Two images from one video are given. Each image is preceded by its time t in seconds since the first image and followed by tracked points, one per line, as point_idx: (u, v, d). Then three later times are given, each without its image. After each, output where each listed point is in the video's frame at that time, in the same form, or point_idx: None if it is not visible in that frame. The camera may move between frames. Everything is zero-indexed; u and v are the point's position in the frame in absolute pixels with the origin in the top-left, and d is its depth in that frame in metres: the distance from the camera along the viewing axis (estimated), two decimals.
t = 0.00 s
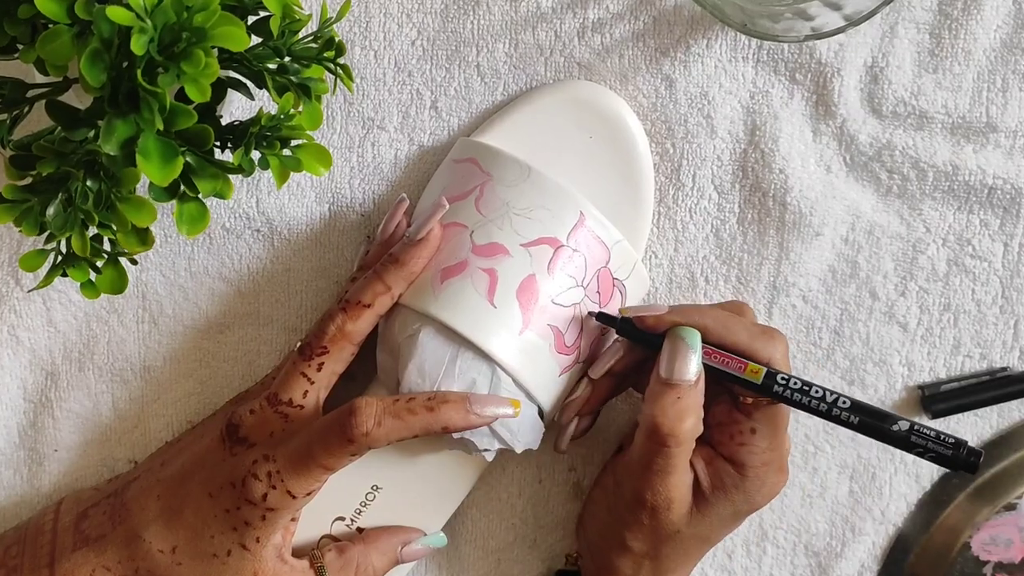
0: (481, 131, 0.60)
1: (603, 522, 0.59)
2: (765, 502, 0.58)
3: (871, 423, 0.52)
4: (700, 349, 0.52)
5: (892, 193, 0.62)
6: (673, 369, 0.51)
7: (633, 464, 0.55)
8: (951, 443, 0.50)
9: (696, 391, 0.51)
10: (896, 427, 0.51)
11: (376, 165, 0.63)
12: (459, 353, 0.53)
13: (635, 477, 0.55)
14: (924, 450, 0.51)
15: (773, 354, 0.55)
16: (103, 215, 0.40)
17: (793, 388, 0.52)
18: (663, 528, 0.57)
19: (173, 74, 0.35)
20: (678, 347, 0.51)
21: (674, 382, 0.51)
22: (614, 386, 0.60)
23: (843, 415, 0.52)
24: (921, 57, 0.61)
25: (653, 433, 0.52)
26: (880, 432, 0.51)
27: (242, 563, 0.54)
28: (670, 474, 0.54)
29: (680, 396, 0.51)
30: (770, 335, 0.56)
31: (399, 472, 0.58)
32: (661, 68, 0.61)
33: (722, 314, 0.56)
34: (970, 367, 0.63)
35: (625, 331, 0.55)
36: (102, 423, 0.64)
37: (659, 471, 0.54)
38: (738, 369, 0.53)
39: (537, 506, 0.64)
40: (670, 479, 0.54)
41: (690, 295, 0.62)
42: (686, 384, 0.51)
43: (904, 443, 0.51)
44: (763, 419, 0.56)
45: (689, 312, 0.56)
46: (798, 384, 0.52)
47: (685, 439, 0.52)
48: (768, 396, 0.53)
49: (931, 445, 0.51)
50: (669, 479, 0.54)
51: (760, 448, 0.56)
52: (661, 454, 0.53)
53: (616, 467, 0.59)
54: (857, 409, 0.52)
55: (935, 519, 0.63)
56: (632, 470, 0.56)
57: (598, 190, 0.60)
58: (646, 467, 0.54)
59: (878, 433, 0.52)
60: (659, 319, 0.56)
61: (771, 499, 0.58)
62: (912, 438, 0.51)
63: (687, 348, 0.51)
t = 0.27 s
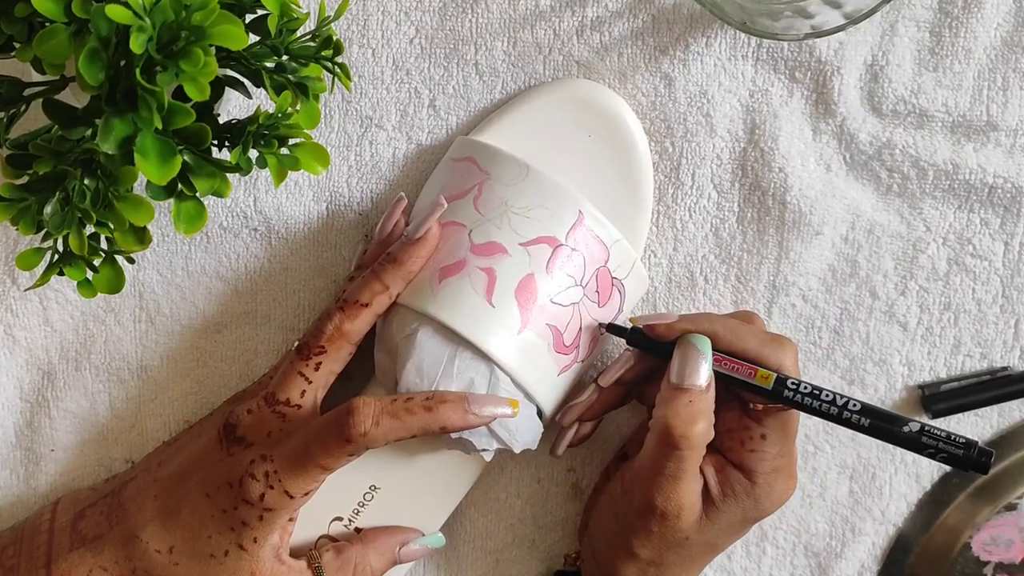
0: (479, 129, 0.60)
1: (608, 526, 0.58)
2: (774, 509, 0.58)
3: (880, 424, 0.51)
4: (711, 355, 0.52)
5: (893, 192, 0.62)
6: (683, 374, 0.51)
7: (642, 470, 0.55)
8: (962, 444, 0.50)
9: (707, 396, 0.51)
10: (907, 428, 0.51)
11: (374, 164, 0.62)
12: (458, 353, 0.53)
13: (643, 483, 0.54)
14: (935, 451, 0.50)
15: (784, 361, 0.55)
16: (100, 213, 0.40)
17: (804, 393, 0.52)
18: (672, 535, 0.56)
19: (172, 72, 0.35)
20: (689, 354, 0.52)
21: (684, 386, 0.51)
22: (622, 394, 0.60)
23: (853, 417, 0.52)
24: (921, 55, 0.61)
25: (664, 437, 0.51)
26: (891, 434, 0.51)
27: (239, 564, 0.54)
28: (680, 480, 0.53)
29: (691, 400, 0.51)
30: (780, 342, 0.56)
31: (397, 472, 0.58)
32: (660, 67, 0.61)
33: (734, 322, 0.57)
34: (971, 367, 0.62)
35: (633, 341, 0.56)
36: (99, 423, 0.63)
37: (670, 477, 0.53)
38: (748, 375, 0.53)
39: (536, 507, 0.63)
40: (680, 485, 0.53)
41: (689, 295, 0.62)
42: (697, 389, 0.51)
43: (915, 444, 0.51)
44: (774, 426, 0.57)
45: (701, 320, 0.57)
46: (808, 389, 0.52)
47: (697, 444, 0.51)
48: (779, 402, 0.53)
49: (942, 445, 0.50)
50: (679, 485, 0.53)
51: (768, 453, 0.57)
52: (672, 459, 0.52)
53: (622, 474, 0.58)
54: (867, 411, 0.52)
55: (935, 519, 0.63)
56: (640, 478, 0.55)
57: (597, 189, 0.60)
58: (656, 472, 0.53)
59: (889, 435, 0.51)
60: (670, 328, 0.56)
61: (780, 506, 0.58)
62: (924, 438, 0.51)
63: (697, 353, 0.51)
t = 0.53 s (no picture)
0: (478, 127, 0.60)
1: (606, 525, 0.58)
2: (774, 507, 0.58)
3: (878, 422, 0.51)
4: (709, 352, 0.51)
5: (893, 191, 0.62)
6: (679, 371, 0.50)
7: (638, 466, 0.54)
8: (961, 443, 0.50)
9: (705, 393, 0.51)
10: (906, 426, 0.51)
11: (372, 163, 0.62)
12: (456, 353, 0.53)
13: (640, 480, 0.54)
14: (934, 448, 0.50)
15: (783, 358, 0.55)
16: (97, 213, 0.39)
17: (802, 390, 0.52)
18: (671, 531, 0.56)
19: (168, 71, 0.35)
20: (685, 349, 0.51)
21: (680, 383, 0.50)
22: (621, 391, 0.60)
23: (852, 414, 0.52)
24: (921, 53, 0.61)
25: (661, 434, 0.51)
26: (890, 432, 0.51)
27: (236, 564, 0.54)
28: (678, 477, 0.53)
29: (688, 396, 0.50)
30: (778, 339, 0.56)
31: (394, 472, 0.57)
32: (659, 65, 0.61)
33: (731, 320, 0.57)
34: (971, 366, 0.62)
35: (631, 338, 0.56)
36: (95, 423, 0.63)
37: (667, 474, 0.53)
38: (747, 371, 0.53)
39: (535, 507, 0.63)
40: (677, 482, 0.53)
41: (689, 294, 0.62)
42: (694, 387, 0.50)
43: (914, 441, 0.51)
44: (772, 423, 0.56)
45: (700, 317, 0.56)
46: (807, 385, 0.52)
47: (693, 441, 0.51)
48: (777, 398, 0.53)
49: (941, 443, 0.50)
50: (676, 481, 0.53)
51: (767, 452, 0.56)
52: (669, 456, 0.52)
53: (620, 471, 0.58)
54: (866, 409, 0.52)
55: (936, 519, 0.63)
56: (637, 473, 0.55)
57: (596, 188, 0.59)
58: (654, 470, 0.53)
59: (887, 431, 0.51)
60: (668, 322, 0.56)
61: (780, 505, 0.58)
62: (922, 436, 0.50)
63: (695, 349, 0.51)
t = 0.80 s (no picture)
0: (477, 126, 0.60)
1: (610, 531, 0.57)
2: (780, 514, 0.58)
3: (887, 427, 0.52)
4: (716, 358, 0.52)
5: (893, 190, 0.62)
6: (689, 375, 0.51)
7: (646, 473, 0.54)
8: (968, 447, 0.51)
9: (714, 398, 0.51)
10: (913, 430, 0.51)
11: (370, 161, 0.62)
12: (455, 352, 0.53)
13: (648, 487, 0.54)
14: (942, 452, 0.51)
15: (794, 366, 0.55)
16: (94, 211, 0.39)
17: (809, 395, 0.53)
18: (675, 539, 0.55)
19: (165, 68, 0.35)
20: (694, 355, 0.52)
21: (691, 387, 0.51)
22: (628, 399, 0.60)
23: (859, 419, 0.52)
24: (922, 52, 0.60)
25: (672, 438, 0.51)
26: (898, 436, 0.52)
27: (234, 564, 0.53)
28: (687, 483, 0.52)
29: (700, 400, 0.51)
30: (785, 345, 0.56)
31: (393, 472, 0.57)
32: (659, 63, 0.61)
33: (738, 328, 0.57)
34: (971, 366, 0.62)
35: (638, 344, 0.56)
36: (92, 422, 0.63)
37: (676, 480, 0.52)
38: (755, 378, 0.53)
39: (534, 507, 0.63)
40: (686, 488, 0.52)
41: (688, 293, 0.62)
42: (704, 390, 0.51)
43: (922, 445, 0.51)
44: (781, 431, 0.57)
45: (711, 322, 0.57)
46: (814, 391, 0.53)
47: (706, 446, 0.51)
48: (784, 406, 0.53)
49: (950, 447, 0.51)
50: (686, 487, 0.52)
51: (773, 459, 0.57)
52: (679, 461, 0.51)
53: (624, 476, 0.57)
54: (873, 413, 0.52)
55: (936, 519, 0.62)
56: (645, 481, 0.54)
57: (595, 186, 0.59)
58: (662, 475, 0.52)
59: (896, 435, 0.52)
60: (675, 329, 0.56)
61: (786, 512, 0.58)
62: (930, 440, 0.51)
63: (704, 356, 0.52)
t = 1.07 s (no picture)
0: (475, 124, 0.59)
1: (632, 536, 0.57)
2: (794, 535, 0.57)
3: (933, 468, 0.53)
4: (773, 369, 0.51)
5: (893, 189, 0.61)
6: (745, 388, 0.50)
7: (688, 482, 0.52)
8: (1004, 501, 0.52)
9: (768, 413, 0.50)
10: (958, 477, 0.52)
11: (367, 160, 0.62)
12: (452, 351, 0.52)
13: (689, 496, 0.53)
14: (980, 503, 0.52)
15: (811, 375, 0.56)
16: (90, 210, 0.39)
17: (862, 425, 0.53)
18: (702, 552, 0.54)
19: (162, 67, 0.34)
20: (752, 365, 0.51)
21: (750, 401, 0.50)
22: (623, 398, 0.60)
23: (907, 457, 0.53)
24: (921, 50, 0.60)
25: (724, 454, 0.49)
26: (942, 479, 0.53)
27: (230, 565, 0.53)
28: (732, 498, 0.51)
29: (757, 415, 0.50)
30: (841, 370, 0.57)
31: (390, 472, 0.57)
32: (658, 61, 0.60)
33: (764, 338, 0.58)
34: (972, 365, 0.62)
35: (695, 343, 0.56)
36: (88, 422, 0.62)
37: (721, 495, 0.51)
38: (809, 400, 0.53)
39: (532, 507, 0.63)
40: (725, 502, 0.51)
41: (687, 292, 0.61)
42: (758, 406, 0.49)
43: (962, 493, 0.52)
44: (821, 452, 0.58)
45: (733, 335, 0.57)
46: (868, 422, 0.53)
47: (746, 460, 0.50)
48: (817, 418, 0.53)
49: (989, 499, 0.52)
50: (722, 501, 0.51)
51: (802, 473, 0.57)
52: (728, 478, 0.50)
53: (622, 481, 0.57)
54: (922, 454, 0.53)
55: (936, 520, 0.62)
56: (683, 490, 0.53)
57: (593, 185, 0.59)
58: (705, 489, 0.51)
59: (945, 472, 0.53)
60: (739, 336, 0.55)
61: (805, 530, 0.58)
62: (971, 489, 0.52)
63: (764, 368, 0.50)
